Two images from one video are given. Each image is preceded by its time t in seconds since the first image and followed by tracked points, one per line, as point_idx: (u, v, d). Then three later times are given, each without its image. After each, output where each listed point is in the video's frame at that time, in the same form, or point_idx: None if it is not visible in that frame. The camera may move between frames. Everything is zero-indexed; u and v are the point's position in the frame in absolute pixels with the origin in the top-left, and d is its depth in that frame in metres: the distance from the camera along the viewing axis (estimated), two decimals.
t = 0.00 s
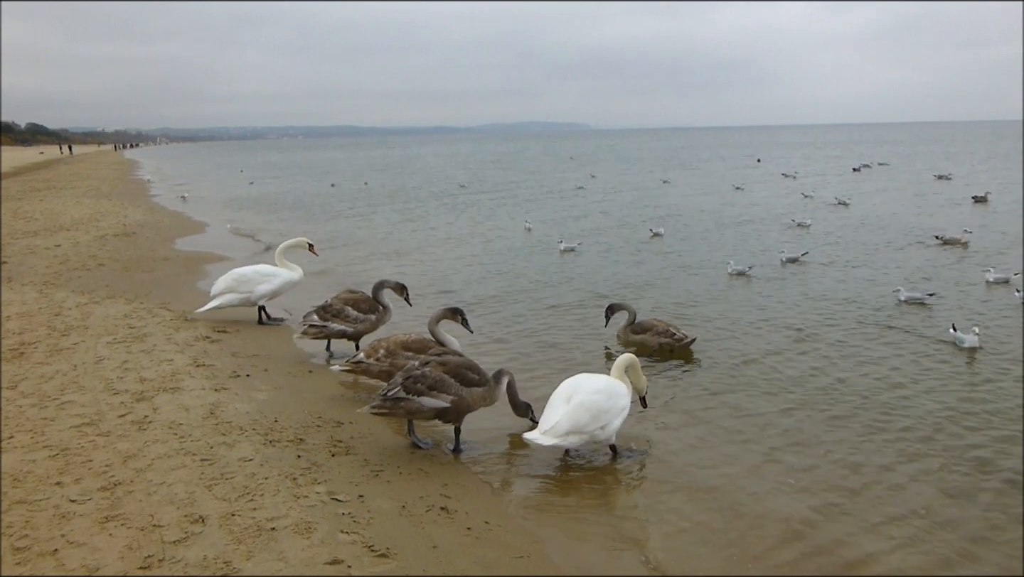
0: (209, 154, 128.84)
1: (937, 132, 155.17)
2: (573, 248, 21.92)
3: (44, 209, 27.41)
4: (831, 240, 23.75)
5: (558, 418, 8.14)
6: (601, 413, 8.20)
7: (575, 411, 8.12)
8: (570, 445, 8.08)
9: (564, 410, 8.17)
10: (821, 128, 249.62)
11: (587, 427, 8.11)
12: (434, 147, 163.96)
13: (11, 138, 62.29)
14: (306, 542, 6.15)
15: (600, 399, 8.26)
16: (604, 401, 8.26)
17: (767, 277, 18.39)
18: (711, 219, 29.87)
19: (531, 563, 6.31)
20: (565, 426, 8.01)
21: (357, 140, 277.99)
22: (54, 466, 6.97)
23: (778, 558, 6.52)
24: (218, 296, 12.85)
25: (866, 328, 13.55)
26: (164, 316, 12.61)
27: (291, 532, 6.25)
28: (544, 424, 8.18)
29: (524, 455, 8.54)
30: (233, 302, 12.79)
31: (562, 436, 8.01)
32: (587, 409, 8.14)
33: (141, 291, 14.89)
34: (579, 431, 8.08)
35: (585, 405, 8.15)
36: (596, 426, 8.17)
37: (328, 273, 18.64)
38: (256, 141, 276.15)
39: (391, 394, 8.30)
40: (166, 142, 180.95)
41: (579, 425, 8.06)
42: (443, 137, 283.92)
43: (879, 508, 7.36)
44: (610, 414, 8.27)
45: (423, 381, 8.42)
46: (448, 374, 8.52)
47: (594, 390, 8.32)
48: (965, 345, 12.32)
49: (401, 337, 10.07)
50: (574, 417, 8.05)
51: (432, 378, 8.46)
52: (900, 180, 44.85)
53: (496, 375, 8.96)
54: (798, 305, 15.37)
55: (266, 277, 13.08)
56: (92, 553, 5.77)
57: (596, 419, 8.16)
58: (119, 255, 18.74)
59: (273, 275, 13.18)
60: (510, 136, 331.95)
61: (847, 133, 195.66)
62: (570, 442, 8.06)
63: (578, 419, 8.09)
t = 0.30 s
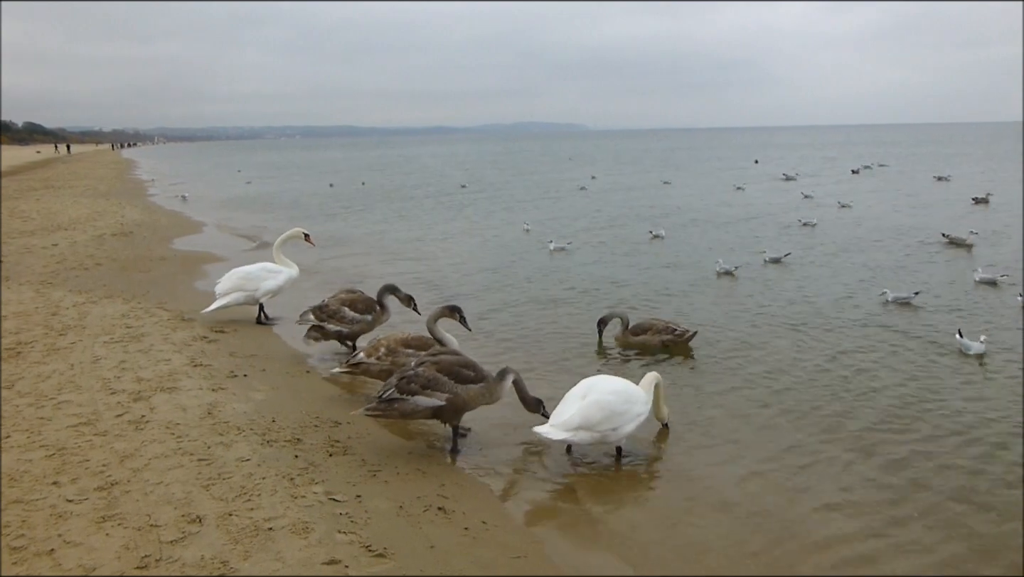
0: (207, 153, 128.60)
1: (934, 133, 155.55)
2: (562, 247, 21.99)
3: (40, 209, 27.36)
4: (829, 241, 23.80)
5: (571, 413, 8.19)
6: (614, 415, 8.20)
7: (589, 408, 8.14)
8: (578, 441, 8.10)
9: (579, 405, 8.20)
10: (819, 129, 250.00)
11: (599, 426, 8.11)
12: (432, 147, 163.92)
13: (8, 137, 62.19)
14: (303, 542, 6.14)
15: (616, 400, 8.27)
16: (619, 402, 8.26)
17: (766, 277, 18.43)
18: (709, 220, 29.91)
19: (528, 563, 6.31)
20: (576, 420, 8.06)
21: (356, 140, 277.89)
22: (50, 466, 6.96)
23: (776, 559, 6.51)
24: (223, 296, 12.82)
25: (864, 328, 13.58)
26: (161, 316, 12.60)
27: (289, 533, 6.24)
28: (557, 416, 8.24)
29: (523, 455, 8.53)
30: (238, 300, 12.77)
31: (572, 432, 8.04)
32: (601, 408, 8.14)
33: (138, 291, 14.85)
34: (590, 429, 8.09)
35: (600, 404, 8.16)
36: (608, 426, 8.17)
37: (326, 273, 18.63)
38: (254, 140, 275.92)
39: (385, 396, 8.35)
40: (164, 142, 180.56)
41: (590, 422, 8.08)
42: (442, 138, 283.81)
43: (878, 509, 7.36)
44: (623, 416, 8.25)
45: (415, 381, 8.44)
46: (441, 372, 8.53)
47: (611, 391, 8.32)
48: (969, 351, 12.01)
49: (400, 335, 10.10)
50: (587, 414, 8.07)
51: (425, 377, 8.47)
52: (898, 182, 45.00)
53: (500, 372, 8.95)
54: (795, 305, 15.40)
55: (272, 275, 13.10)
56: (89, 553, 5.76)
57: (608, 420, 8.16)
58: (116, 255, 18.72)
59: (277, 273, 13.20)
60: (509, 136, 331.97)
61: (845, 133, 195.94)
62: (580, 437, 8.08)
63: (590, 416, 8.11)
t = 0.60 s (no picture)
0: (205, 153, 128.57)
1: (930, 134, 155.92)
2: (548, 248, 21.98)
3: (37, 209, 27.33)
4: (826, 241, 23.86)
5: (571, 409, 8.27)
6: (614, 415, 8.20)
7: (589, 406, 8.20)
8: (576, 438, 8.18)
9: (579, 402, 8.27)
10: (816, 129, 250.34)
11: (597, 425, 8.16)
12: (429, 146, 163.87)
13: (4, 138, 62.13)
14: (300, 542, 6.14)
15: (618, 400, 8.27)
16: (620, 403, 8.25)
17: (763, 277, 18.48)
18: (707, 220, 29.96)
19: (525, 563, 6.32)
20: (575, 416, 8.16)
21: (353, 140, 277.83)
22: (47, 466, 6.96)
23: (773, 558, 6.52)
24: (223, 297, 12.79)
25: (860, 328, 13.60)
26: (158, 316, 12.60)
27: (285, 533, 6.24)
28: (558, 411, 8.34)
29: (519, 456, 8.54)
30: (238, 300, 12.76)
31: (569, 428, 8.15)
32: (601, 407, 8.17)
33: (134, 291, 14.85)
34: (588, 427, 8.15)
35: (600, 403, 8.19)
36: (607, 427, 8.19)
37: (324, 273, 18.64)
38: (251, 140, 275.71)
39: (383, 391, 8.44)
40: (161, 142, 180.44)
41: (588, 419, 8.15)
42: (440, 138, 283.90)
43: (874, 508, 7.37)
44: (624, 417, 8.24)
45: (413, 376, 8.49)
46: (438, 368, 8.57)
47: (613, 391, 8.32)
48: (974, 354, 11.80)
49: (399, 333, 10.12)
50: (586, 411, 8.15)
51: (422, 372, 8.52)
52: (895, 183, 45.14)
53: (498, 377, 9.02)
54: (792, 305, 15.43)
55: (269, 275, 13.10)
56: (85, 554, 5.75)
57: (608, 419, 8.18)
58: (113, 255, 18.70)
59: (274, 272, 13.20)
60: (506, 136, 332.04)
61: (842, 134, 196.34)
62: (579, 434, 8.16)
63: (588, 414, 8.17)
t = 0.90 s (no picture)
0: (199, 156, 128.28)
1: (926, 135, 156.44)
2: (534, 252, 21.94)
3: (30, 212, 27.23)
4: (822, 243, 23.93)
5: (570, 407, 8.27)
6: (613, 415, 8.20)
7: (588, 405, 8.21)
8: (573, 436, 8.19)
9: (579, 400, 8.27)
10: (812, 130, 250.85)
11: (595, 424, 8.16)
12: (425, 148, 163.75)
13: None
14: (295, 545, 6.13)
15: (618, 401, 8.28)
16: (619, 403, 8.26)
17: (759, 278, 18.53)
18: (703, 221, 30.03)
19: (520, 564, 6.32)
20: (573, 415, 8.17)
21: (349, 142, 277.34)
22: (41, 470, 6.93)
23: (768, 559, 6.52)
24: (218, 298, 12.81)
25: (855, 330, 13.65)
26: (153, 319, 12.55)
27: (280, 536, 6.23)
28: (557, 409, 8.35)
29: (515, 458, 8.53)
30: (233, 302, 12.78)
31: (567, 425, 8.15)
32: (600, 407, 8.17)
33: (129, 294, 14.81)
34: (586, 425, 8.16)
35: (599, 403, 8.19)
36: (606, 427, 8.18)
37: (319, 275, 18.62)
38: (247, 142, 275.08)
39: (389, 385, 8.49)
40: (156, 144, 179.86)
41: (587, 418, 8.16)
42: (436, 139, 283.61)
43: (870, 510, 7.38)
44: (624, 418, 8.24)
45: (418, 370, 8.53)
46: (443, 364, 8.64)
47: (613, 391, 8.32)
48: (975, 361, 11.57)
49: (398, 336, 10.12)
50: (584, 410, 8.16)
51: (427, 367, 8.58)
52: (890, 183, 45.38)
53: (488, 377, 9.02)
54: (787, 306, 15.47)
55: (263, 276, 13.12)
56: (80, 557, 5.74)
57: (607, 419, 8.18)
58: (107, 258, 18.64)
59: (269, 273, 13.22)
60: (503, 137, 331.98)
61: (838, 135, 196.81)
62: (576, 432, 8.17)
63: (587, 413, 8.18)
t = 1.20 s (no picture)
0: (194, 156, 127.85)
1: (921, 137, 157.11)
2: (526, 252, 21.99)
3: (25, 212, 27.11)
4: (817, 244, 24.03)
5: (566, 408, 8.33)
6: (610, 415, 8.24)
7: (584, 406, 8.26)
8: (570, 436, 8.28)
9: (576, 401, 8.32)
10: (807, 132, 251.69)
11: (592, 424, 8.22)
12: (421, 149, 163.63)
13: None
14: (291, 545, 6.14)
15: (615, 401, 8.31)
16: (617, 403, 8.30)
17: (755, 278, 18.59)
18: (699, 222, 30.14)
19: (516, 565, 6.34)
20: (569, 415, 8.22)
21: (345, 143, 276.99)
22: (36, 471, 6.93)
23: (762, 559, 6.55)
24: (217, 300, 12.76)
25: (849, 330, 13.72)
26: (148, 320, 12.53)
27: (276, 536, 6.24)
28: (554, 410, 8.41)
29: (512, 459, 8.55)
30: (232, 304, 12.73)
31: (563, 425, 8.24)
32: (596, 407, 8.21)
33: (124, 294, 14.78)
34: (583, 426, 8.22)
35: (595, 403, 8.23)
36: (603, 426, 8.23)
37: (315, 276, 18.64)
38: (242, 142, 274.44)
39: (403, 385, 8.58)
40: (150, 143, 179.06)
41: (583, 418, 8.21)
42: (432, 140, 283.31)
43: (865, 511, 7.41)
44: (622, 416, 8.28)
45: (428, 370, 8.68)
46: (449, 362, 8.86)
47: (610, 392, 8.34)
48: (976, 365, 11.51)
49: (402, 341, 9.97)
50: (580, 411, 8.21)
51: (436, 367, 8.75)
52: (885, 185, 45.65)
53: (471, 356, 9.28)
54: (782, 306, 15.54)
55: (259, 276, 13.09)
56: (75, 558, 5.74)
57: (604, 420, 8.22)
58: (102, 259, 18.59)
59: (267, 274, 13.21)
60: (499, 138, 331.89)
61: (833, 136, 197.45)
62: (572, 433, 8.24)
63: (583, 413, 8.23)
